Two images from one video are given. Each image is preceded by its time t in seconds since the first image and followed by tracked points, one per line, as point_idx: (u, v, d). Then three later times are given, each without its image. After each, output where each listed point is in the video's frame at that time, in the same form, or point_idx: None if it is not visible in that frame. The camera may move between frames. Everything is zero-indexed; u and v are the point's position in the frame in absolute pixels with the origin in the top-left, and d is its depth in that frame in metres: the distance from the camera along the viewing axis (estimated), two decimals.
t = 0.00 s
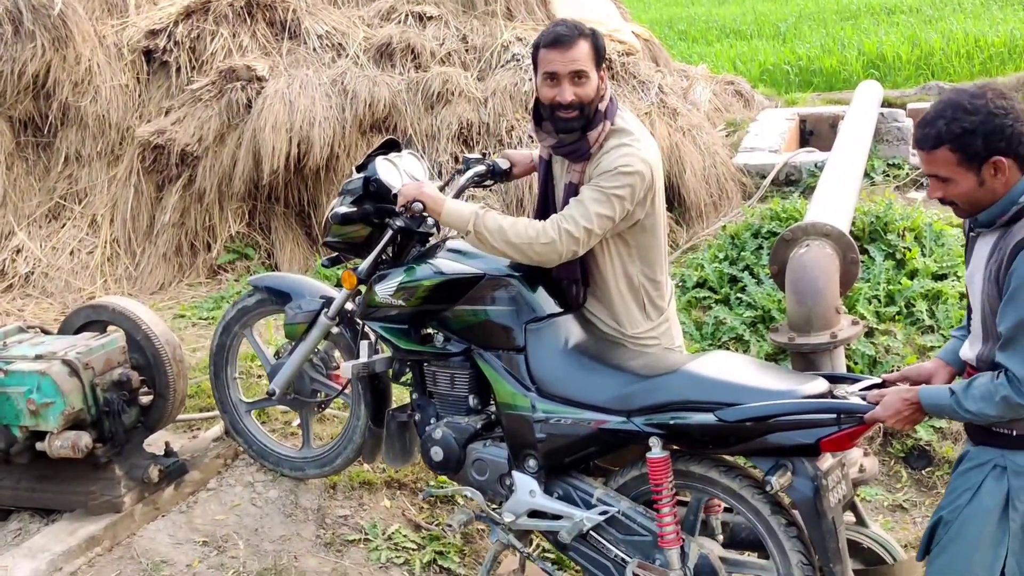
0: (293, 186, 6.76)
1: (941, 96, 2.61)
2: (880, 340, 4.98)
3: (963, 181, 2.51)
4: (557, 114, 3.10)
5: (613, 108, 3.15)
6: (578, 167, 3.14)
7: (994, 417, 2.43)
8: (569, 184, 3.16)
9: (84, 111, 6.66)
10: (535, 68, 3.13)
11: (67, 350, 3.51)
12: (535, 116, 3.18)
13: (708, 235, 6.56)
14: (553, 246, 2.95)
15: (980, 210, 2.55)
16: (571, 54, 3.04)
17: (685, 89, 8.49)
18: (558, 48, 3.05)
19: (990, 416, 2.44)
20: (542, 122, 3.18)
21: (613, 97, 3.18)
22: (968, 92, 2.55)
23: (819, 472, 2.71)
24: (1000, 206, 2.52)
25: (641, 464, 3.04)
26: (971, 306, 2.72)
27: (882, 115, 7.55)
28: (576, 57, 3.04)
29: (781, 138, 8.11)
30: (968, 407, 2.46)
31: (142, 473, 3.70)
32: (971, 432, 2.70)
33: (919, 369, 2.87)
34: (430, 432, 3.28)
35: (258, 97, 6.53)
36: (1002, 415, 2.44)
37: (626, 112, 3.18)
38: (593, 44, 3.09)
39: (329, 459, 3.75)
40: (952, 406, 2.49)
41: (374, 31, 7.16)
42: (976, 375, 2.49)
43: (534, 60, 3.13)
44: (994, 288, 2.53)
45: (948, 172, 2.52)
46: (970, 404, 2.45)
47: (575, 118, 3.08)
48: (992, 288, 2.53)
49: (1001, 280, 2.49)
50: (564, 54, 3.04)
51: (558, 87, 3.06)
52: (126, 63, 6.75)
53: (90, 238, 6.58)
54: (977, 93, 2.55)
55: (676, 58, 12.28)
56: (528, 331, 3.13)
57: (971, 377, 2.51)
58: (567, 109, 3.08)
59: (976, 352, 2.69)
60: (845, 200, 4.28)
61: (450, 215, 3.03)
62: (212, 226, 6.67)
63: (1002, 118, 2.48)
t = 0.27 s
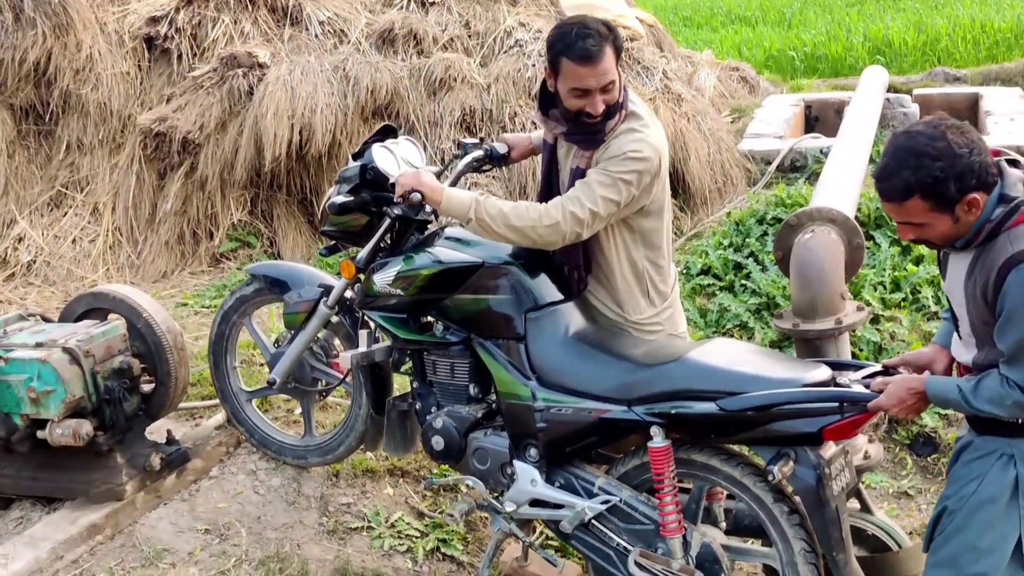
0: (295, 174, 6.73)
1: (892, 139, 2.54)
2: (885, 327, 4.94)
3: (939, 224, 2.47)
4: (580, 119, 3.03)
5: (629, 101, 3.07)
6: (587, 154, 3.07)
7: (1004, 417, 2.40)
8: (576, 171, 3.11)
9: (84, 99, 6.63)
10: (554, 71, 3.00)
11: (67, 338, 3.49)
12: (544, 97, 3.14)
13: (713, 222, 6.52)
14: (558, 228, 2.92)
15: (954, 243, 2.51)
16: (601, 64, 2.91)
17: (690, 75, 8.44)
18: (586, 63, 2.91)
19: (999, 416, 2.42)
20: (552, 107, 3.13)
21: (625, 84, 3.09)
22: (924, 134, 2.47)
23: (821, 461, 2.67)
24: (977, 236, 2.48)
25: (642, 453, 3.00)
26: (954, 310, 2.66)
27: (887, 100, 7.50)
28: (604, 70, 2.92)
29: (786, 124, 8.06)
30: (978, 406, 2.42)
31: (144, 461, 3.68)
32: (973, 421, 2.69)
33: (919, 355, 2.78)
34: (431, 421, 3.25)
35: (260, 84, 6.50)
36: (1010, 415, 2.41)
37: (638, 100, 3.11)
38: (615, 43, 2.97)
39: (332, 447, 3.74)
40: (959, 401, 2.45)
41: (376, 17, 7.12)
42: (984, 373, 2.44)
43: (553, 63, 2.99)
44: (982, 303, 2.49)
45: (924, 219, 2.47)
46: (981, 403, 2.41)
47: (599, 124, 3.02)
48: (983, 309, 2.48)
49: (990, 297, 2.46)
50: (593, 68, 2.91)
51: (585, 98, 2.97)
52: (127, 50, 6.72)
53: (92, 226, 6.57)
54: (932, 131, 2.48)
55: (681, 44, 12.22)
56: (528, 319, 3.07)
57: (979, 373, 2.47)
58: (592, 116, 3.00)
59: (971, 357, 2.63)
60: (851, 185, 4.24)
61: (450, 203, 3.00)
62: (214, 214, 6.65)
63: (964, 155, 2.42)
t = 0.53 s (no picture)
0: (298, 166, 6.70)
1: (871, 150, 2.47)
2: (891, 320, 4.91)
3: (930, 231, 2.42)
4: (613, 116, 3.05)
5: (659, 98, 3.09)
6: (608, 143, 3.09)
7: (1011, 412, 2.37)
8: (595, 156, 3.12)
9: (85, 91, 6.59)
10: (594, 67, 2.97)
11: (69, 332, 3.47)
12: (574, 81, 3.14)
13: (717, 214, 6.50)
14: (569, 207, 2.91)
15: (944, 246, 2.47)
16: (647, 70, 2.91)
17: (693, 66, 8.40)
18: (634, 68, 2.90)
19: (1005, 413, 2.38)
20: (580, 94, 3.16)
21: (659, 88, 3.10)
22: (902, 144, 2.40)
23: (831, 455, 2.64)
24: (963, 238, 2.44)
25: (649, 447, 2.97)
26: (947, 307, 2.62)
27: (892, 91, 7.46)
28: (649, 77, 2.92)
29: (790, 115, 8.03)
30: (986, 402, 2.39)
31: (147, 455, 3.66)
32: (975, 416, 2.65)
33: (927, 348, 2.74)
34: (436, 415, 3.21)
35: (262, 76, 6.47)
36: (1017, 411, 2.38)
37: (666, 96, 3.13)
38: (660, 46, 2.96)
39: (336, 441, 3.72)
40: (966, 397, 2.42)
41: (378, 8, 7.08)
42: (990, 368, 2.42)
43: (595, 60, 2.95)
44: (976, 303, 2.46)
45: (913, 227, 2.42)
46: (988, 399, 2.38)
47: (632, 123, 3.04)
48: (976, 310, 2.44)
49: (984, 297, 2.42)
50: (640, 74, 2.91)
51: (625, 100, 2.98)
52: (128, 42, 6.68)
53: (93, 219, 6.54)
54: (910, 139, 2.42)
55: (683, 36, 12.17)
56: (534, 313, 3.05)
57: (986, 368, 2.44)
58: (627, 116, 3.03)
59: (968, 352, 2.59)
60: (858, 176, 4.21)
61: (458, 194, 2.95)
62: (216, 206, 6.62)
63: (945, 161, 2.37)
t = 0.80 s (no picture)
0: (300, 167, 6.69)
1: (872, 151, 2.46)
2: (897, 323, 4.89)
3: (938, 229, 2.40)
4: (644, 106, 3.09)
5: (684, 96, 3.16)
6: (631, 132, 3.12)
7: None
8: (617, 144, 3.15)
9: (86, 92, 6.56)
10: (633, 53, 3.02)
11: (77, 335, 3.44)
12: (607, 69, 3.20)
13: (720, 216, 6.49)
14: (588, 187, 2.94)
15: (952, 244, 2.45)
16: (684, 59, 2.98)
17: (694, 67, 8.40)
18: (675, 56, 2.97)
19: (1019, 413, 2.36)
20: (610, 83, 3.21)
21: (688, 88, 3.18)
22: (903, 145, 2.39)
23: (846, 460, 2.63)
24: (971, 237, 2.41)
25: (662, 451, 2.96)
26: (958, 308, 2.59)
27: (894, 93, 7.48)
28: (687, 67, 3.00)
29: (791, 117, 8.03)
30: (1000, 404, 2.37)
31: (155, 459, 3.64)
32: (982, 421, 2.61)
33: (943, 351, 2.72)
34: (446, 419, 3.20)
35: (264, 76, 6.45)
36: None
37: (689, 97, 3.20)
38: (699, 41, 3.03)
39: (343, 444, 3.70)
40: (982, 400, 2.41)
41: (380, 9, 7.07)
42: (1005, 369, 2.40)
43: (636, 45, 3.01)
44: (985, 304, 2.43)
45: (920, 227, 2.40)
46: (1002, 401, 2.36)
47: (660, 115, 3.08)
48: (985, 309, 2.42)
49: (992, 296, 2.39)
50: (678, 62, 2.98)
51: (660, 88, 3.02)
52: (129, 42, 6.66)
53: (94, 220, 6.50)
54: (911, 140, 2.40)
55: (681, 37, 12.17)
56: (546, 316, 3.04)
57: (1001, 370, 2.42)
58: (659, 106, 3.07)
59: (978, 355, 2.57)
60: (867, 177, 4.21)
61: (477, 188, 2.95)
62: (218, 208, 6.60)
63: (948, 159, 2.35)
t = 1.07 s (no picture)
0: (299, 174, 6.68)
1: (888, 176, 2.46)
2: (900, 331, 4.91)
3: (954, 251, 2.40)
4: (656, 109, 3.11)
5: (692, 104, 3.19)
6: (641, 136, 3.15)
7: None
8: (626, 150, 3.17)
9: (84, 98, 6.52)
10: (650, 56, 3.05)
11: (85, 346, 3.42)
12: (622, 71, 3.21)
13: (719, 224, 6.51)
14: (598, 188, 2.95)
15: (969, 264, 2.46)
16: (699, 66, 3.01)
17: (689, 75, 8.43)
18: (692, 61, 2.99)
19: None
20: (624, 86, 3.23)
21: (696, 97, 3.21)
22: (919, 169, 2.39)
23: (864, 472, 2.65)
24: (988, 257, 2.42)
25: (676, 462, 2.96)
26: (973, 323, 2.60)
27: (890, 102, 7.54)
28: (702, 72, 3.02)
29: (786, 125, 8.08)
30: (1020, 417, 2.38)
31: (163, 470, 3.63)
32: (1000, 434, 2.60)
33: (958, 364, 2.75)
34: (458, 430, 3.19)
35: (264, 83, 6.43)
36: None
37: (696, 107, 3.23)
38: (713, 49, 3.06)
39: (351, 454, 3.68)
40: (1002, 415, 2.42)
41: (378, 17, 7.07)
42: None
43: (653, 48, 3.03)
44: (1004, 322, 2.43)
45: (938, 250, 2.41)
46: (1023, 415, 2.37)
47: (670, 119, 3.11)
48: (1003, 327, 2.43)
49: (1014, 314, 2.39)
50: (693, 67, 3.00)
51: (675, 92, 3.04)
52: (126, 49, 6.62)
53: (92, 227, 6.46)
54: (927, 165, 2.40)
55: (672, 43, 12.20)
56: (560, 327, 3.04)
57: (1022, 385, 2.43)
58: (671, 110, 3.09)
59: (995, 370, 2.57)
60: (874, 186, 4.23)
61: (493, 197, 2.95)
62: (216, 214, 6.58)
63: (965, 183, 2.36)
